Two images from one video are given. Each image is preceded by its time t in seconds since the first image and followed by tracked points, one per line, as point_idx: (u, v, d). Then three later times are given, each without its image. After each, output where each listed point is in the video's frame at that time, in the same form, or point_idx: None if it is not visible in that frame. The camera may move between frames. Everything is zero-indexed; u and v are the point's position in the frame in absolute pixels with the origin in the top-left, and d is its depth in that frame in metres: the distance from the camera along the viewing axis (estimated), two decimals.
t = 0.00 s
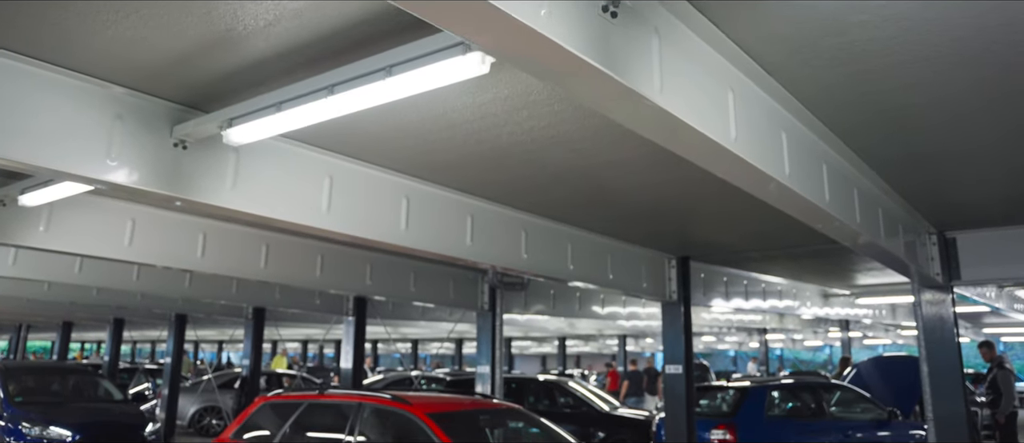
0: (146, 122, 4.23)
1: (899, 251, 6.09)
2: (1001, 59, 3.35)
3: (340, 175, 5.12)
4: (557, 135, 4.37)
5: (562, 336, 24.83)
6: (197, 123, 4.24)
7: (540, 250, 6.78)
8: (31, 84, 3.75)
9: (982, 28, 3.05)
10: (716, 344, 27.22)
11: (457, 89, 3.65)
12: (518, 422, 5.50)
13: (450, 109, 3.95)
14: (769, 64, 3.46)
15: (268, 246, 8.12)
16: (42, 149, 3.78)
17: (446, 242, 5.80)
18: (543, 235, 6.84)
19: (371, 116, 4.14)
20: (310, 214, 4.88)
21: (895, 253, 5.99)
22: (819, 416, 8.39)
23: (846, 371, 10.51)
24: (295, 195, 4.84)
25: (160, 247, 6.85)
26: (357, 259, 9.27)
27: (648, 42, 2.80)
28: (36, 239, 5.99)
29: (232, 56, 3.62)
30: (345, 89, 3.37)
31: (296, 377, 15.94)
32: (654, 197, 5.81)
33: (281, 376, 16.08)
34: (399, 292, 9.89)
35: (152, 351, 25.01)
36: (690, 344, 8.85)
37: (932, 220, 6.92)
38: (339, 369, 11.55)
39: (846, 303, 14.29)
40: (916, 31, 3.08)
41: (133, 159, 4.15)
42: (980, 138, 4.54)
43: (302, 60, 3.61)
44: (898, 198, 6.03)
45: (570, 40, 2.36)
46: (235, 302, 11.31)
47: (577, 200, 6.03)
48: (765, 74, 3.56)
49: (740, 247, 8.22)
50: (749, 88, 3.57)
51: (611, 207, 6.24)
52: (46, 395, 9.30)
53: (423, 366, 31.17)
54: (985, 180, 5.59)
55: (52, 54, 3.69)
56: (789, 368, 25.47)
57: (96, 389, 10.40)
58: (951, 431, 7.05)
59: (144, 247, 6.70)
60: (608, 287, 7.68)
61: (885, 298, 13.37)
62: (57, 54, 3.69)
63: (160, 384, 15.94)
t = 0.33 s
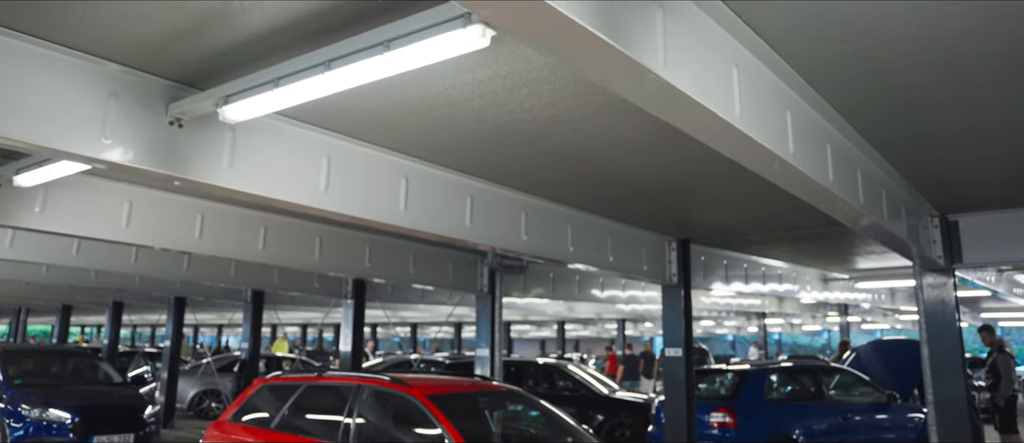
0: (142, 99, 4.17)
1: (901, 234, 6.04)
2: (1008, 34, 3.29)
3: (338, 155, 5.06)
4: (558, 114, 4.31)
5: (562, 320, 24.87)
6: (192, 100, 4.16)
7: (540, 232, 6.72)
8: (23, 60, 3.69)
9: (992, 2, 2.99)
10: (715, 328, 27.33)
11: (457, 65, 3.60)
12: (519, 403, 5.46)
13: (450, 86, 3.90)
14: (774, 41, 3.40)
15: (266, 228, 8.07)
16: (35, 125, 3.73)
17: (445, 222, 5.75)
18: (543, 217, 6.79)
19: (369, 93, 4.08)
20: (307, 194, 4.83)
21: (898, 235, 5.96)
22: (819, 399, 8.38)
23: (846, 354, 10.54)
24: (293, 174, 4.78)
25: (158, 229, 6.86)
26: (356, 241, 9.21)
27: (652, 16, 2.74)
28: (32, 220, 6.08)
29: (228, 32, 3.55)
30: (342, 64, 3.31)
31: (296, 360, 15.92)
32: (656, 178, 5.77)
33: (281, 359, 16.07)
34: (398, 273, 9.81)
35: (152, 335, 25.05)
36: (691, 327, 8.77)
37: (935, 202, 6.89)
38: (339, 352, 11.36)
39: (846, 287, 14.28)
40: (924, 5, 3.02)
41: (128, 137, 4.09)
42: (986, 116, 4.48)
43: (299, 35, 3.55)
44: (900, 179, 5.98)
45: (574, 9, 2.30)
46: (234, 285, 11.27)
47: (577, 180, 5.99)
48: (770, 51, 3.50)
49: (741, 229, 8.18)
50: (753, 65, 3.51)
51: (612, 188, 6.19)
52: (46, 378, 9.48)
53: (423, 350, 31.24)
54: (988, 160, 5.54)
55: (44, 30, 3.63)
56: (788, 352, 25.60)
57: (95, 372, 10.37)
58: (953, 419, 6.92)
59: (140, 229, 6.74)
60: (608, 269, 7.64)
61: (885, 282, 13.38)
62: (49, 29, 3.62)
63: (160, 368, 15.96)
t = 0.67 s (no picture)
0: (136, 75, 4.10)
1: (904, 215, 5.99)
2: (1017, 10, 3.24)
3: (335, 133, 5.00)
4: (558, 92, 4.26)
5: (560, 303, 24.88)
6: (187, 77, 4.09)
7: (539, 213, 6.68)
8: (14, 35, 3.63)
9: None
10: (713, 312, 27.37)
11: (456, 39, 3.54)
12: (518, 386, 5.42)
13: (448, 62, 3.84)
14: (779, 16, 3.34)
15: (264, 210, 8.02)
16: (28, 101, 3.66)
17: (444, 203, 5.70)
18: (543, 198, 6.75)
19: (366, 69, 4.02)
20: (306, 174, 4.78)
21: (900, 217, 5.92)
22: (817, 382, 8.39)
23: (844, 338, 10.50)
24: (290, 153, 4.73)
25: (154, 210, 6.83)
26: (353, 222, 9.14)
27: None
28: (28, 201, 6.05)
29: (223, 6, 3.48)
30: (340, 38, 3.25)
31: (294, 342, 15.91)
32: (656, 158, 5.72)
33: (279, 342, 16.06)
34: (397, 256, 9.75)
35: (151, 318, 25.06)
36: (691, 310, 8.75)
37: (937, 184, 6.84)
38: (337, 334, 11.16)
39: (845, 270, 14.25)
40: None
41: (122, 113, 4.02)
42: (991, 96, 4.43)
43: (295, 9, 3.48)
44: (903, 160, 5.93)
45: None
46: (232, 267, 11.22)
47: (577, 161, 5.94)
48: (775, 26, 3.43)
49: (741, 211, 8.14)
50: (757, 41, 3.45)
51: (613, 169, 6.14)
52: (45, 360, 9.47)
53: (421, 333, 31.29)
54: (992, 142, 5.50)
55: (36, 4, 3.56)
56: (785, 336, 25.63)
57: (93, 354, 10.35)
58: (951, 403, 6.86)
59: (137, 209, 6.70)
60: (608, 251, 7.61)
61: (885, 265, 13.36)
62: (40, 3, 3.56)
63: (159, 351, 15.94)
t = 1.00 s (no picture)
0: (129, 51, 4.03)
1: (906, 196, 5.94)
2: None
3: (332, 111, 4.94)
4: (558, 69, 4.20)
5: (558, 286, 24.90)
6: (181, 52, 4.01)
7: (538, 193, 6.63)
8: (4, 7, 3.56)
9: None
10: (711, 295, 27.46)
11: (453, 13, 3.47)
12: (517, 367, 5.39)
13: (446, 37, 3.77)
14: None
15: (261, 190, 7.97)
16: (17, 76, 3.59)
17: (442, 182, 5.65)
18: (542, 178, 6.70)
19: (363, 43, 3.94)
20: (302, 151, 4.73)
21: (901, 198, 5.88)
22: (814, 364, 8.41)
23: (841, 319, 10.52)
24: (285, 131, 4.67)
25: (149, 189, 6.79)
26: (351, 202, 9.07)
27: None
28: (21, 181, 6.00)
29: None
30: (337, 10, 3.18)
31: (292, 324, 15.90)
32: (656, 137, 5.67)
33: (278, 324, 16.04)
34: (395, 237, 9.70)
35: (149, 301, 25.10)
36: (690, 291, 8.79)
37: (938, 165, 6.81)
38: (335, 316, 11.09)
39: (843, 253, 14.24)
40: None
41: (115, 89, 3.95)
42: (997, 74, 4.37)
43: None
44: (905, 140, 5.88)
45: None
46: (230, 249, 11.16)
47: (576, 140, 5.89)
48: None
49: (740, 192, 8.09)
50: (761, 15, 3.39)
51: (613, 149, 6.09)
52: (43, 341, 9.46)
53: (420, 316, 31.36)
54: (996, 121, 5.44)
55: None
56: (782, 319, 25.72)
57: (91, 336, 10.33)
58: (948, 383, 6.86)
59: (132, 189, 6.66)
60: (607, 232, 7.58)
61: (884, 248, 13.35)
62: None
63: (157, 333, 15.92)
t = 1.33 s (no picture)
0: (120, 26, 3.96)
1: (907, 175, 5.90)
2: None
3: (328, 88, 4.87)
4: (557, 45, 4.14)
5: (556, 267, 24.95)
6: (174, 27, 3.94)
7: (536, 172, 6.58)
8: None
9: None
10: (708, 276, 27.51)
11: None
12: (515, 347, 5.37)
13: (445, 11, 3.71)
14: None
15: (257, 170, 7.91)
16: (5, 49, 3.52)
17: (440, 160, 5.60)
18: (540, 158, 6.64)
19: (358, 17, 3.87)
20: (298, 129, 4.67)
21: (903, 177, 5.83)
22: (812, 345, 8.43)
23: (840, 301, 10.60)
24: (281, 108, 4.60)
25: (144, 168, 6.78)
26: (348, 183, 9.00)
27: None
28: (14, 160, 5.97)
29: None
30: None
31: (291, 305, 15.89)
32: (656, 116, 5.61)
33: (275, 305, 16.01)
34: (393, 218, 9.62)
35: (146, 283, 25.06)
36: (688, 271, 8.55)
37: (939, 145, 6.75)
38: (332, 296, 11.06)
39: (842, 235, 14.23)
40: None
41: (107, 65, 3.88)
42: (1001, 52, 4.32)
43: None
44: (907, 119, 5.83)
45: None
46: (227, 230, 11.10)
47: (576, 119, 5.83)
48: None
49: (740, 173, 8.04)
50: None
51: (612, 127, 6.03)
52: (39, 322, 9.45)
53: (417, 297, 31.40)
54: (1000, 100, 5.39)
55: None
56: (779, 300, 25.79)
57: (89, 318, 10.31)
58: (946, 363, 6.81)
59: (127, 168, 6.65)
60: (606, 212, 7.54)
61: (883, 229, 13.34)
62: None
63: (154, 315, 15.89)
